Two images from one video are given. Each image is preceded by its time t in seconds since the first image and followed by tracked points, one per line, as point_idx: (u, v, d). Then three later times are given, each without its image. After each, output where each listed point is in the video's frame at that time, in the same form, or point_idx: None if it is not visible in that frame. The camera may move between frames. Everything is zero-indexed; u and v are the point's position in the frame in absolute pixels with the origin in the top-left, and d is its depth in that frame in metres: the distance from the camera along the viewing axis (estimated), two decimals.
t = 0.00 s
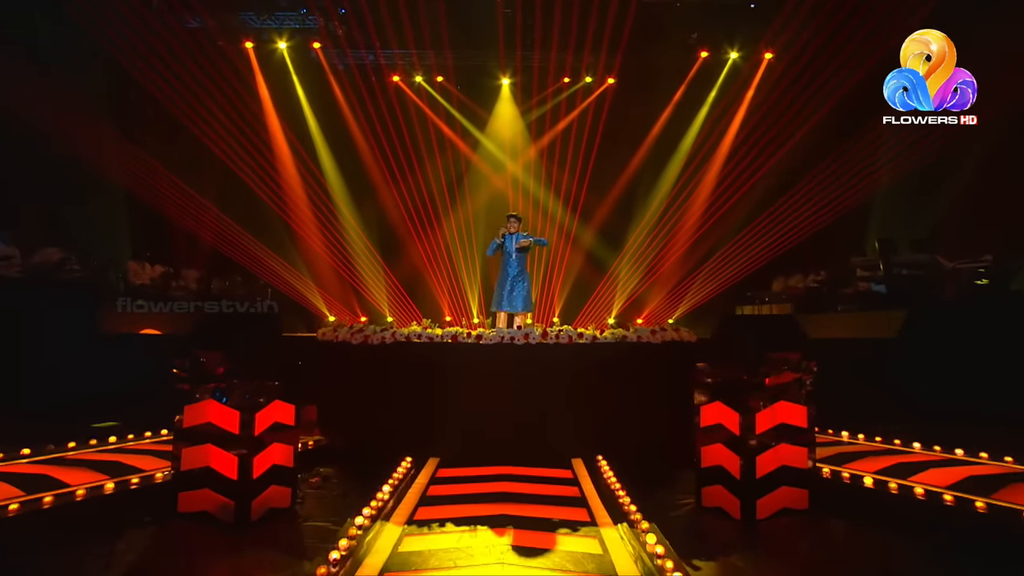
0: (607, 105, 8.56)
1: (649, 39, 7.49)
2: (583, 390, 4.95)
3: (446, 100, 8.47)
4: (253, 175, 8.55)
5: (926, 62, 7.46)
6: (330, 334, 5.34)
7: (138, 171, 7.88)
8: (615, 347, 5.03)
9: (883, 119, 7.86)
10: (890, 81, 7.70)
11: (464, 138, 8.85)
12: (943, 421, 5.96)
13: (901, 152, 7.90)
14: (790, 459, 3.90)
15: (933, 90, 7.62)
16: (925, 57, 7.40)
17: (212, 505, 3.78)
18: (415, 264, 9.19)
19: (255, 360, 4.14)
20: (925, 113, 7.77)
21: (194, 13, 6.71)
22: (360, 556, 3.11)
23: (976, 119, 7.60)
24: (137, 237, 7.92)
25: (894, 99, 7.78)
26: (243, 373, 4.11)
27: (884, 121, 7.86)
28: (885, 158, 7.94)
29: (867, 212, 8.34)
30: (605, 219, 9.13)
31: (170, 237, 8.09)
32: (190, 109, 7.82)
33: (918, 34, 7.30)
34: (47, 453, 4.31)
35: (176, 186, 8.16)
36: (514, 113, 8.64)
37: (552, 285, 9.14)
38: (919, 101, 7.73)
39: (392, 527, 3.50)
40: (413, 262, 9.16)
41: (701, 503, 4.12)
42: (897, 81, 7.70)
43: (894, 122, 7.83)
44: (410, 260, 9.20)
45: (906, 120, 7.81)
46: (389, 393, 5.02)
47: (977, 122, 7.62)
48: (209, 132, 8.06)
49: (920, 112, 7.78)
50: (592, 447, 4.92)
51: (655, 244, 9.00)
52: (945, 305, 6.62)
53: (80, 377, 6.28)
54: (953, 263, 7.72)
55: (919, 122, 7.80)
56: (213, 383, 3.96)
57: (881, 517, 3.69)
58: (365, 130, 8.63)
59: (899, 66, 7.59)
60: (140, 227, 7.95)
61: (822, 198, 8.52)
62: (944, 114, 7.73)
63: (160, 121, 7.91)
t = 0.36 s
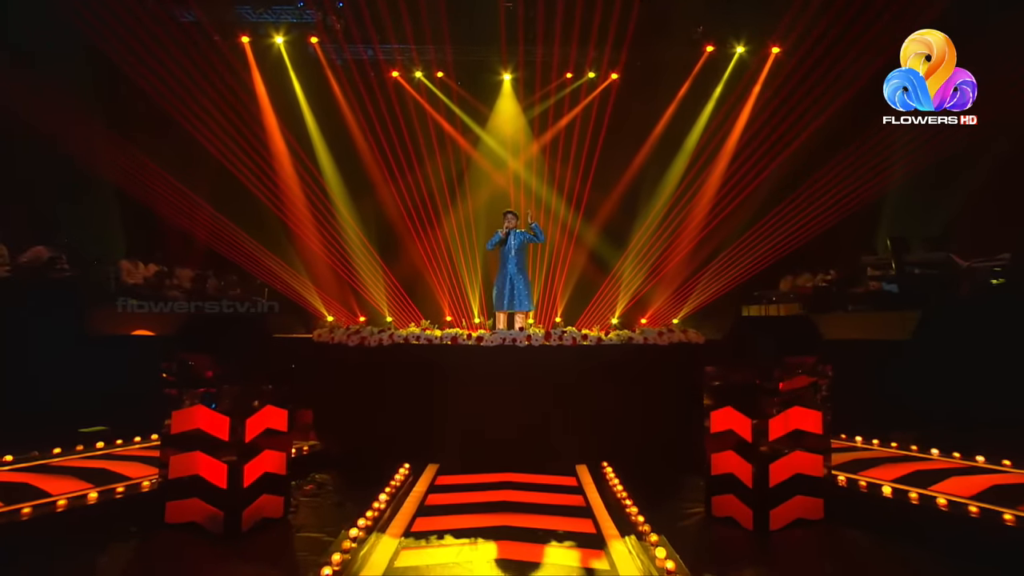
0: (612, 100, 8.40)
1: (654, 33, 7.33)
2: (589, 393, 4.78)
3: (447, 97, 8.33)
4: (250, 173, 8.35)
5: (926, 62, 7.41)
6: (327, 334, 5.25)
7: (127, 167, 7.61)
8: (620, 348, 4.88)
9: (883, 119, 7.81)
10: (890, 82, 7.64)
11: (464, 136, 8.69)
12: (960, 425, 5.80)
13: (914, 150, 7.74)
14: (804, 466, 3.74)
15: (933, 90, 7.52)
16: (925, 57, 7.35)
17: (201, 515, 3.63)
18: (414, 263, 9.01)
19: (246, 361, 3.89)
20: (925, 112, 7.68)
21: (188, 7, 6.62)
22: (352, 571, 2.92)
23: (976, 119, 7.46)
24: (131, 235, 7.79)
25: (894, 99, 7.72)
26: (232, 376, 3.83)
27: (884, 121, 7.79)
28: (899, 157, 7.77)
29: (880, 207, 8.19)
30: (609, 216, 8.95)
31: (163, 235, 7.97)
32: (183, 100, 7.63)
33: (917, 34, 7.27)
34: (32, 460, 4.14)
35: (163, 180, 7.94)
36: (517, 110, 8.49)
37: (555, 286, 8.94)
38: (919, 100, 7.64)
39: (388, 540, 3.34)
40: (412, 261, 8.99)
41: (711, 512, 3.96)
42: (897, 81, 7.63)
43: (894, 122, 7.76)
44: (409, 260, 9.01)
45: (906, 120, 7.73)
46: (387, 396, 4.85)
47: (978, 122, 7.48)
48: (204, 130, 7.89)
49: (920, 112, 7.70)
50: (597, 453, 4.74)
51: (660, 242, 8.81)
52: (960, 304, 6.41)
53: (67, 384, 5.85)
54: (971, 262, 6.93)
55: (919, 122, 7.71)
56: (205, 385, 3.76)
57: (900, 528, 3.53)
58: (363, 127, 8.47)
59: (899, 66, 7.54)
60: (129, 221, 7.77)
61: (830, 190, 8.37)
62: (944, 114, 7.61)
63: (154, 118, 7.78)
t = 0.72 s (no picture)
0: (615, 97, 8.23)
1: (658, 27, 7.15)
2: (592, 397, 4.61)
3: (447, 93, 8.16)
4: (243, 172, 8.29)
5: (926, 62, 7.32)
6: (322, 336, 5.07)
7: (119, 166, 7.57)
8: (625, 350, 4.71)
9: (883, 119, 7.81)
10: (891, 82, 7.58)
11: (463, 133, 8.48)
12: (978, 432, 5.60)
13: (928, 146, 7.66)
14: (820, 477, 3.55)
15: (933, 90, 7.48)
16: (925, 57, 7.26)
17: (186, 526, 3.46)
18: (412, 263, 8.82)
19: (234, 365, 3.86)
20: (925, 112, 7.66)
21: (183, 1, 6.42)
22: None
23: (976, 119, 7.47)
24: (125, 233, 7.64)
25: (894, 99, 7.69)
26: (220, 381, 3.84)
27: (884, 121, 7.80)
28: (911, 156, 7.71)
29: (889, 206, 8.03)
30: (612, 215, 8.75)
31: (157, 233, 7.81)
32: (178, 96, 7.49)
33: (917, 34, 7.15)
34: (14, 467, 3.99)
35: (158, 180, 7.93)
36: (518, 106, 8.25)
37: (557, 285, 8.70)
38: (919, 100, 7.62)
39: (382, 555, 3.17)
40: (410, 261, 8.81)
41: (721, 523, 3.78)
42: (897, 81, 7.58)
43: (894, 122, 7.76)
44: (407, 259, 8.83)
45: (906, 120, 7.71)
46: (383, 401, 4.69)
47: (977, 122, 7.49)
48: (199, 127, 7.82)
49: (920, 112, 7.67)
50: (602, 460, 4.57)
51: (664, 241, 8.64)
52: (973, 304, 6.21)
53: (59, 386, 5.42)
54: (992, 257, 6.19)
55: (919, 122, 7.69)
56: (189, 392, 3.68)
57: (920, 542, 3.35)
58: (361, 124, 8.30)
59: (899, 66, 7.43)
60: (124, 222, 7.61)
61: (821, 194, 8.36)
62: (944, 114, 7.56)
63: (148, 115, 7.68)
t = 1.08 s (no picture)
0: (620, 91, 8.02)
1: (663, 20, 6.98)
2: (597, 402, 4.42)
3: (446, 88, 7.93)
4: (240, 173, 8.11)
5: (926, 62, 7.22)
6: (315, 339, 4.91)
7: (111, 167, 7.54)
8: (631, 353, 4.52)
9: (883, 119, 7.77)
10: (891, 83, 7.47)
11: (462, 129, 8.27)
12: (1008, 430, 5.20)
13: (936, 145, 7.52)
14: (836, 488, 3.37)
15: (933, 90, 7.40)
16: (925, 57, 7.16)
17: (169, 540, 3.29)
18: (410, 263, 8.68)
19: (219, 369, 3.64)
20: (925, 113, 7.57)
21: None
22: None
23: (976, 119, 7.42)
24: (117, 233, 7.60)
25: (894, 99, 7.60)
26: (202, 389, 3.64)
27: (884, 121, 7.76)
28: (919, 153, 7.57)
29: (900, 205, 7.97)
30: (615, 212, 8.59)
31: (150, 236, 7.71)
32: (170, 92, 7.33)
33: (917, 35, 7.07)
34: None
35: (149, 180, 7.77)
36: (518, 101, 8.02)
37: (558, 286, 8.57)
38: (919, 100, 7.51)
39: (375, 570, 2.99)
40: (409, 260, 8.66)
41: (731, 535, 3.61)
42: (897, 81, 7.46)
43: (893, 122, 7.72)
44: (405, 259, 8.68)
45: (905, 120, 7.65)
46: (379, 405, 4.50)
47: (977, 121, 7.44)
48: (191, 124, 7.63)
49: (920, 112, 7.58)
50: (606, 467, 4.39)
51: (669, 240, 8.45)
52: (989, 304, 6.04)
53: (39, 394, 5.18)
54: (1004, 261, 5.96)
55: (919, 122, 7.61)
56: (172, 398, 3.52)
57: (944, 558, 3.17)
58: (359, 120, 8.12)
59: (899, 66, 7.33)
60: (113, 221, 7.56)
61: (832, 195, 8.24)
62: (944, 115, 7.51)
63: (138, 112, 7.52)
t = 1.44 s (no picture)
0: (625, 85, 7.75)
1: (669, 13, 6.80)
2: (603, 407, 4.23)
3: (444, 82, 7.69)
4: (238, 176, 7.92)
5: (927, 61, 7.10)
6: (309, 341, 4.72)
7: (104, 166, 7.28)
8: (638, 357, 4.33)
9: (883, 119, 7.63)
10: (891, 83, 7.32)
11: (463, 125, 8.08)
12: None
13: (952, 142, 7.26)
14: (855, 500, 3.19)
15: (934, 90, 7.24)
16: (926, 57, 7.05)
17: (151, 554, 3.11)
18: (408, 262, 8.58)
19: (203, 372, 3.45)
20: (926, 112, 7.41)
21: None
22: None
23: (976, 119, 7.16)
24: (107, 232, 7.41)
25: (894, 100, 7.44)
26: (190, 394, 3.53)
27: (884, 121, 7.62)
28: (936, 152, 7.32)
29: (913, 204, 7.70)
30: (619, 212, 8.45)
31: (141, 234, 7.51)
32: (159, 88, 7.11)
33: (917, 34, 6.94)
34: None
35: (141, 179, 7.53)
36: (520, 97, 7.85)
37: (561, 287, 8.46)
38: (918, 100, 7.38)
39: None
40: (407, 260, 8.55)
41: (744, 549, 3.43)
42: (897, 81, 7.31)
43: (893, 122, 7.57)
44: (403, 258, 8.58)
45: (906, 120, 7.51)
46: (375, 410, 4.31)
47: (978, 122, 7.18)
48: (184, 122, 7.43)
49: (920, 112, 7.44)
50: (612, 475, 4.20)
51: (674, 240, 8.28)
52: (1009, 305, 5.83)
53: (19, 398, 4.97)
54: None
55: (919, 122, 7.46)
56: (157, 405, 3.38)
57: None
58: (357, 117, 7.96)
59: (899, 66, 7.20)
60: (103, 220, 7.35)
61: (838, 196, 8.00)
62: (944, 115, 7.31)
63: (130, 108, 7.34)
